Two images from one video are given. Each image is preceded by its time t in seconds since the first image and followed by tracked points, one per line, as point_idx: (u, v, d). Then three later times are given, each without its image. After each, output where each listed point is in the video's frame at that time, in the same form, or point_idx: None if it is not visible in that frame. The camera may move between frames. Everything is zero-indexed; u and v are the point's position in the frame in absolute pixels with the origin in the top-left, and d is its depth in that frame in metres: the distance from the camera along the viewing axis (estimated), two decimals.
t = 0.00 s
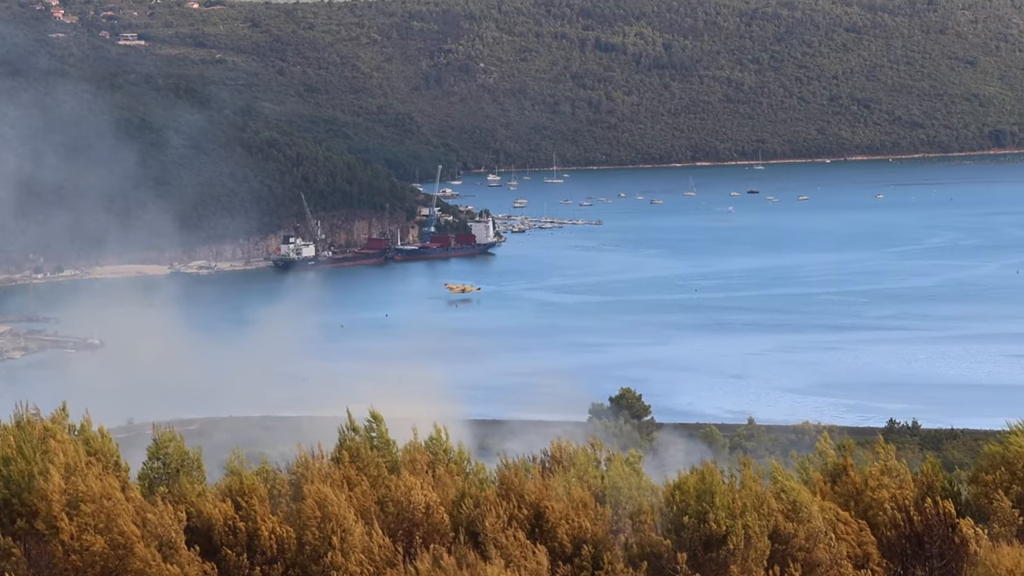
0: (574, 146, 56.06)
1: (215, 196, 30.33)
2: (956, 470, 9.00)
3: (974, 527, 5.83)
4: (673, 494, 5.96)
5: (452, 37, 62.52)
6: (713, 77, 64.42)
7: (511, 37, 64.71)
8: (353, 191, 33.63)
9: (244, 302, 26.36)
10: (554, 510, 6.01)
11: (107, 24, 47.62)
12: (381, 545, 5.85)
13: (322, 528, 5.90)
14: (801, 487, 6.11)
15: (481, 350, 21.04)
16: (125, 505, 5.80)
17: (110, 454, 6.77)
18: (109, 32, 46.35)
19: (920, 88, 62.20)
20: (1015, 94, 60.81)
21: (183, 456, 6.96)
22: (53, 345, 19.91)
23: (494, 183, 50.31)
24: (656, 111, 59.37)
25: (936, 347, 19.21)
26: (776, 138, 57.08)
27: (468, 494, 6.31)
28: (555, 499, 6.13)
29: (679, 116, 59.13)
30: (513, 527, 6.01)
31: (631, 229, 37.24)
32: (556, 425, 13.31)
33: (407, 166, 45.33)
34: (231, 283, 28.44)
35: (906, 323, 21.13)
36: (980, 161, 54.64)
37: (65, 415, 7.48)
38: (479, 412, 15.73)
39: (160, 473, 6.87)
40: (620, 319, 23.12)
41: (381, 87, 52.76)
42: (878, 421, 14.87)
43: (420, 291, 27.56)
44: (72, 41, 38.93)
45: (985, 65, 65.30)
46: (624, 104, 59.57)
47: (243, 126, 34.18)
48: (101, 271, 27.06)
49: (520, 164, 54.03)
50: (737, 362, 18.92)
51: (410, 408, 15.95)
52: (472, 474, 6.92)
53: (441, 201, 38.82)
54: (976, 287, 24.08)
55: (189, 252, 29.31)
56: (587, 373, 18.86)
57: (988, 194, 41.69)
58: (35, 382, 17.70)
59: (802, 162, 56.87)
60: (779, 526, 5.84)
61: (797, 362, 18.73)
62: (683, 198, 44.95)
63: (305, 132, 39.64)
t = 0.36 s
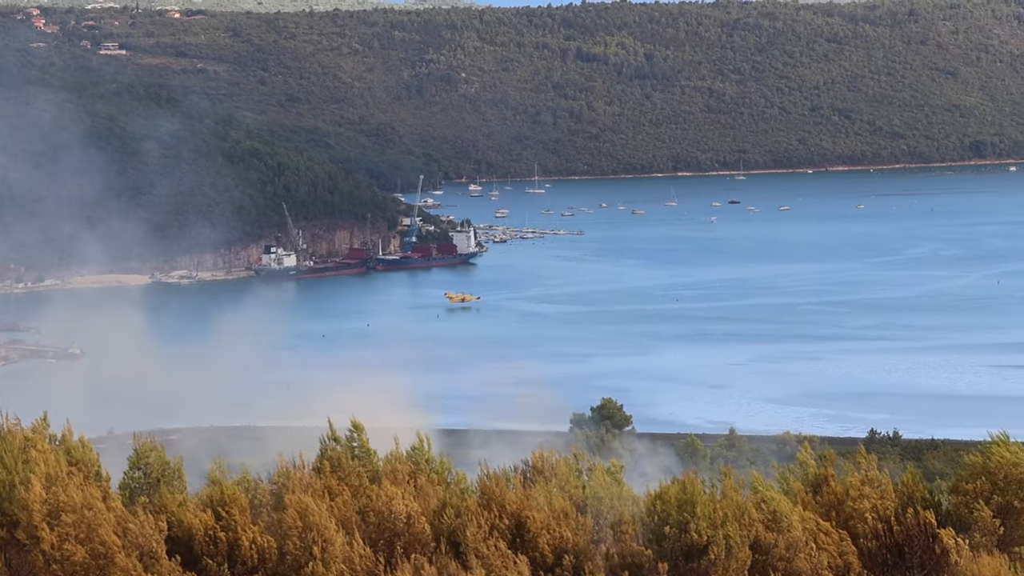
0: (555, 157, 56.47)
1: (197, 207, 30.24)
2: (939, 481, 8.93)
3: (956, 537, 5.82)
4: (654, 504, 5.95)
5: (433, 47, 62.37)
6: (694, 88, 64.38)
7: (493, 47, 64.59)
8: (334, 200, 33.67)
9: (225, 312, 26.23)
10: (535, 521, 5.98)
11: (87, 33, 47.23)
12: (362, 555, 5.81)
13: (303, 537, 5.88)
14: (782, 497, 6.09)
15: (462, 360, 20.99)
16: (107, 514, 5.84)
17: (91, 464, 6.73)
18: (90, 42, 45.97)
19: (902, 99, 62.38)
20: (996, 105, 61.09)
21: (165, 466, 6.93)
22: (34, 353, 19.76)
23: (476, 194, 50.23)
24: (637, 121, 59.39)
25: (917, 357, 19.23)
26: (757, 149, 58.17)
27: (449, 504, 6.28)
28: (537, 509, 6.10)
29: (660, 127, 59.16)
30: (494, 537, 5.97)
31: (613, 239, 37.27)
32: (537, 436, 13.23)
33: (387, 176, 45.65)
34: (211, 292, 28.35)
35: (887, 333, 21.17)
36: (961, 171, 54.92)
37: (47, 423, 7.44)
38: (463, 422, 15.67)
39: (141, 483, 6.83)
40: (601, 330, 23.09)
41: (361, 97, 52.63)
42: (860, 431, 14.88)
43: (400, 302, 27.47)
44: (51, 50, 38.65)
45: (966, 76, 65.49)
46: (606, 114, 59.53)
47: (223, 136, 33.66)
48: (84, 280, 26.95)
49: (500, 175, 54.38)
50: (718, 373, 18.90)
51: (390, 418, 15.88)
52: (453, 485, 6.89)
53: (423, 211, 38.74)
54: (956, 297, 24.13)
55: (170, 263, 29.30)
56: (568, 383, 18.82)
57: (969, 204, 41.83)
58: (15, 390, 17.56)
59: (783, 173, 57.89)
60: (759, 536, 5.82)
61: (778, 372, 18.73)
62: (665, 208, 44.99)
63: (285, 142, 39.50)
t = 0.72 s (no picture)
0: (537, 157, 56.44)
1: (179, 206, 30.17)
2: (921, 481, 8.91)
3: (936, 537, 5.83)
4: (635, 503, 5.93)
5: (415, 46, 62.37)
6: (676, 88, 64.41)
7: (475, 46, 64.52)
8: (316, 200, 33.51)
9: (206, 313, 26.14)
10: (516, 519, 5.96)
11: (69, 31, 47.05)
12: (342, 553, 5.77)
13: (283, 537, 5.85)
14: (760, 497, 6.08)
15: (443, 360, 20.94)
16: (87, 514, 5.80)
17: (73, 462, 6.68)
18: (72, 40, 45.80)
19: (883, 100, 62.64)
20: (977, 106, 61.43)
21: (146, 465, 6.89)
22: (15, 352, 19.65)
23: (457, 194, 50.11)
24: (620, 121, 59.34)
25: (897, 358, 19.28)
26: (739, 149, 57.94)
27: (430, 504, 6.26)
28: (518, 508, 6.08)
29: (642, 126, 59.22)
30: (474, 536, 5.95)
31: (594, 239, 37.31)
32: (519, 435, 13.20)
33: (370, 175, 45.55)
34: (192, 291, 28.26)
35: (867, 334, 21.24)
36: (942, 171, 55.19)
37: (28, 422, 7.40)
38: (447, 421, 15.62)
39: (122, 482, 6.80)
40: (583, 330, 23.08)
41: (344, 97, 52.60)
42: (840, 431, 14.91)
43: (380, 302, 27.42)
44: (33, 48, 38.51)
45: (947, 77, 65.67)
46: (588, 114, 59.60)
47: (205, 134, 33.47)
48: (66, 280, 27.05)
49: (483, 175, 54.29)
50: (699, 373, 18.93)
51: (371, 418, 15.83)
52: (434, 483, 6.87)
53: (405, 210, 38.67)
54: (938, 298, 24.19)
55: (152, 260, 29.37)
56: (550, 383, 18.81)
57: (950, 205, 41.99)
58: None
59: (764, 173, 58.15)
60: (738, 536, 5.81)
61: (759, 372, 18.77)
62: (646, 209, 45.07)
63: (267, 142, 39.46)
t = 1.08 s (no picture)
0: (523, 152, 55.95)
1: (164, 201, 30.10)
2: (906, 477, 8.92)
3: (920, 534, 5.83)
4: (620, 499, 5.92)
5: (400, 40, 62.36)
6: (661, 83, 64.16)
7: (460, 41, 64.45)
8: (301, 194, 33.27)
9: (191, 308, 26.10)
10: (500, 514, 5.94)
11: (53, 25, 46.94)
12: (327, 548, 5.74)
13: (268, 531, 5.82)
14: (745, 493, 6.07)
15: (428, 354, 20.91)
16: (71, 508, 5.77)
17: (57, 456, 6.65)
18: (56, 33, 45.68)
19: (868, 95, 62.74)
20: (962, 102, 61.60)
21: (130, 459, 6.86)
22: None
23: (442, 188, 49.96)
24: (605, 116, 59.28)
25: (882, 354, 19.31)
26: (723, 144, 57.83)
27: (414, 499, 6.24)
28: (502, 503, 6.06)
29: (627, 121, 59.20)
30: (459, 531, 5.93)
31: (578, 234, 37.28)
32: (503, 430, 13.19)
33: (356, 170, 45.44)
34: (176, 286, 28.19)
35: (851, 329, 21.27)
36: (927, 167, 55.28)
37: (12, 416, 7.35)
38: (433, 416, 15.59)
39: (106, 475, 6.76)
40: (568, 325, 23.07)
41: (329, 90, 52.84)
42: (824, 427, 14.92)
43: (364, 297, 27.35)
44: (17, 42, 38.41)
45: (932, 73, 65.82)
46: (573, 109, 59.58)
47: (191, 127, 33.35)
48: (50, 274, 27.00)
49: (468, 169, 53.89)
50: (684, 368, 18.94)
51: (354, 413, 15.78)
52: (419, 478, 6.85)
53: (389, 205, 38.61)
54: (922, 294, 24.23)
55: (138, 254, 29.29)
56: (536, 378, 18.79)
57: (935, 200, 42.05)
58: None
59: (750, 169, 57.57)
60: (723, 532, 5.80)
61: (744, 367, 18.79)
62: (631, 204, 45.05)
63: (252, 135, 39.38)
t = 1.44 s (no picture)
0: (505, 149, 55.17)
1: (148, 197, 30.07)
2: (888, 475, 8.91)
3: (903, 532, 5.83)
4: (604, 496, 5.92)
5: (384, 38, 62.47)
6: (645, 80, 63.96)
7: (444, 39, 64.40)
8: (285, 191, 33.25)
9: (172, 303, 25.97)
10: (483, 512, 5.91)
11: (37, 22, 46.92)
12: (310, 546, 5.71)
13: (251, 528, 5.78)
14: (726, 490, 6.07)
15: (411, 351, 20.87)
16: (53, 504, 5.73)
17: (39, 454, 6.62)
18: (40, 29, 45.67)
19: (852, 94, 62.89)
20: (946, 101, 61.78)
21: (113, 457, 6.82)
22: None
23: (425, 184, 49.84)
24: (588, 114, 59.26)
25: (865, 351, 19.34)
26: (707, 143, 56.45)
27: (397, 496, 6.21)
28: (485, 501, 6.04)
29: (611, 119, 59.21)
30: (442, 528, 5.91)
31: (562, 231, 37.27)
32: (487, 428, 13.16)
33: (339, 167, 45.48)
34: (160, 284, 28.09)
35: (835, 327, 21.28)
36: (910, 165, 55.41)
37: None
38: (415, 412, 15.55)
39: (89, 473, 6.71)
40: (552, 322, 23.04)
41: (313, 86, 54.17)
42: (808, 425, 14.93)
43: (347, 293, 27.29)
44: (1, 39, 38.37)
45: (915, 71, 65.97)
46: (557, 107, 59.61)
47: (174, 124, 33.00)
48: (32, 271, 27.04)
49: (452, 167, 53.31)
50: (667, 365, 18.95)
51: (338, 410, 15.73)
52: (402, 476, 6.82)
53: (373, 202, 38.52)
54: (905, 292, 24.27)
55: (122, 251, 29.20)
56: (519, 375, 18.78)
57: (918, 199, 42.13)
58: None
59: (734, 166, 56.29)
60: (707, 529, 5.78)
61: (727, 365, 18.79)
62: (616, 201, 45.06)
63: (237, 133, 39.36)
